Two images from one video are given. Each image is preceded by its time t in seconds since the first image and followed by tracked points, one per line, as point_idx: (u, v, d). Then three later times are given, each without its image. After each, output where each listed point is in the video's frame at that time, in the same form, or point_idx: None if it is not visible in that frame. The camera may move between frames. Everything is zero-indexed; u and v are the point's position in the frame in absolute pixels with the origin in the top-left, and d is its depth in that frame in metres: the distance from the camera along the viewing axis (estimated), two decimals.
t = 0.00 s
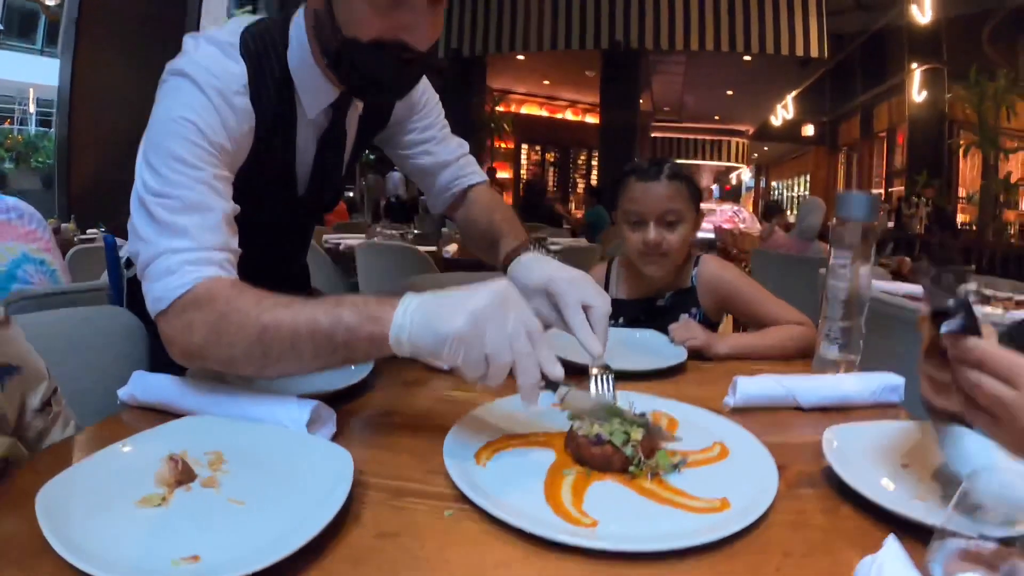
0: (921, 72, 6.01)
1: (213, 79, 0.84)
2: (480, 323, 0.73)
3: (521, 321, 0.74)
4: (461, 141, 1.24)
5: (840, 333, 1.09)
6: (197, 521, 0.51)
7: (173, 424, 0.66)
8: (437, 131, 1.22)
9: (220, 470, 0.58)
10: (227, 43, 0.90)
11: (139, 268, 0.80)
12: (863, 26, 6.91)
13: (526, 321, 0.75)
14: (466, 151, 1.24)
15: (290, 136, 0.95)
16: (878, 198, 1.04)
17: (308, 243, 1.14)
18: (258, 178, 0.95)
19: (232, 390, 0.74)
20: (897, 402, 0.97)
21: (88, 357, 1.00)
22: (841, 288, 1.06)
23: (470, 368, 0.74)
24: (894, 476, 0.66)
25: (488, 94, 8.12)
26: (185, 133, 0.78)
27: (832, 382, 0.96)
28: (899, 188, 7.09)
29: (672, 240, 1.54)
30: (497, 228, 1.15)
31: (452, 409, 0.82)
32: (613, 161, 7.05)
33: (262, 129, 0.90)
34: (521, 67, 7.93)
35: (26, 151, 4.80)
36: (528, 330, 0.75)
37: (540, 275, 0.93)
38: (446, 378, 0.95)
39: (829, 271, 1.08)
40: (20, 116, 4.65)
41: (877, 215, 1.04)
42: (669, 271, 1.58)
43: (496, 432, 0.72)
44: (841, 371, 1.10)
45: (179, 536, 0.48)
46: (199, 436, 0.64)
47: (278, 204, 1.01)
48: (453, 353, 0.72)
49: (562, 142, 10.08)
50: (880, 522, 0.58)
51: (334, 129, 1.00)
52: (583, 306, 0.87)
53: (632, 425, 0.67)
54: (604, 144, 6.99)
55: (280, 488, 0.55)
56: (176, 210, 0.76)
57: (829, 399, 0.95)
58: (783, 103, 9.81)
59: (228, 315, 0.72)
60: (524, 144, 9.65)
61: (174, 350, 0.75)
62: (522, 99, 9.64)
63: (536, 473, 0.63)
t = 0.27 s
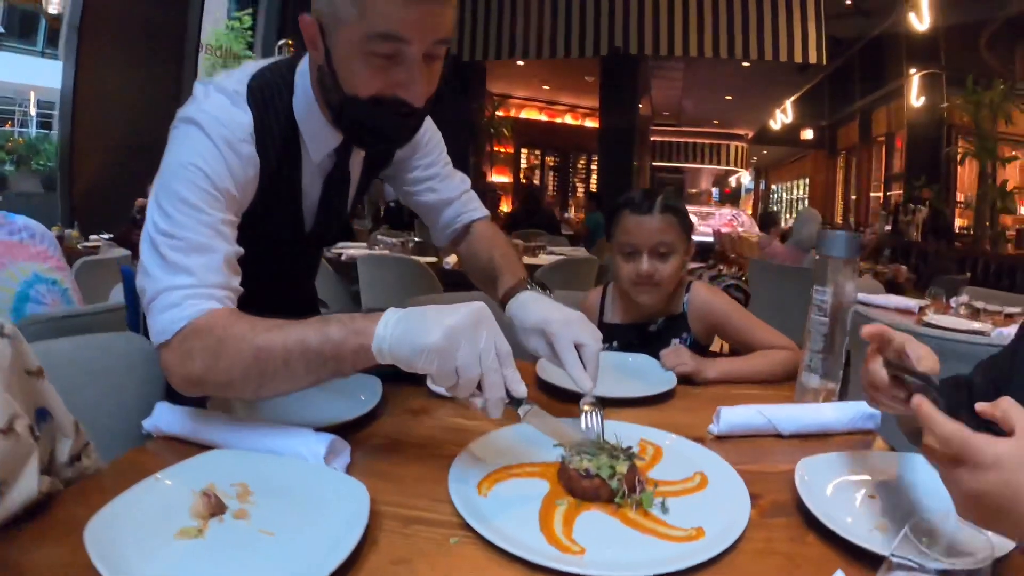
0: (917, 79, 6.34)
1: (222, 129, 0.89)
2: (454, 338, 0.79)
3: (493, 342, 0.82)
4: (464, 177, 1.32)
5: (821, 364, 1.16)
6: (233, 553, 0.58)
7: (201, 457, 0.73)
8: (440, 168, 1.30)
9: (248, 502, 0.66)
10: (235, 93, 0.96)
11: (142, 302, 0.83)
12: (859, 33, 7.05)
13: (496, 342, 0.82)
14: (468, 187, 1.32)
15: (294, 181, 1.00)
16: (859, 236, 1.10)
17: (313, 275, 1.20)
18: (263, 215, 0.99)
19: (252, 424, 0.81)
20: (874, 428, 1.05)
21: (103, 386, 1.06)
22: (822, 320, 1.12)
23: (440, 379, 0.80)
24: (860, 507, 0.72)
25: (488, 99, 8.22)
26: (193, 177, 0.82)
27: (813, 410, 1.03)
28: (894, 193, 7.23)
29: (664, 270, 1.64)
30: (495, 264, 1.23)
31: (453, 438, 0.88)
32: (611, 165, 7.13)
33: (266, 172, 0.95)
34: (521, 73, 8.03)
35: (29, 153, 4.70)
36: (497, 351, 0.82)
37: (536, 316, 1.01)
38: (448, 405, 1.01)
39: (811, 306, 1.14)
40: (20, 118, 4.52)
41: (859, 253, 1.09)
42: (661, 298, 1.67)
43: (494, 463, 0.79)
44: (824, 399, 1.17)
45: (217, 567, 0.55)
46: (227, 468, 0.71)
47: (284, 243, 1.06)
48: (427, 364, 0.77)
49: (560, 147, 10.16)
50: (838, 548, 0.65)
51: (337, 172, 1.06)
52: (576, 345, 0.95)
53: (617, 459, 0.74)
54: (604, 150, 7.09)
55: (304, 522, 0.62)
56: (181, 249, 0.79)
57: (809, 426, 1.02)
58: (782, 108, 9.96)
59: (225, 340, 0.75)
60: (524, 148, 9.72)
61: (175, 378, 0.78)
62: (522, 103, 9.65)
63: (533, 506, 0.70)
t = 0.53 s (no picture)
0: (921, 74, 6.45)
1: (235, 151, 0.93)
2: (465, 345, 0.84)
3: (499, 349, 0.86)
4: (466, 192, 1.38)
5: (808, 371, 1.20)
6: (258, 553, 0.64)
7: (225, 465, 0.80)
8: (441, 183, 1.35)
9: (270, 506, 0.72)
10: (246, 116, 1.01)
11: (165, 314, 0.88)
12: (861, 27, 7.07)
13: (503, 351, 0.87)
14: (470, 200, 1.38)
15: (305, 200, 1.06)
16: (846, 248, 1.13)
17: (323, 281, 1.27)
18: (279, 235, 1.07)
19: (271, 433, 0.88)
20: (858, 433, 1.10)
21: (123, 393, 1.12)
22: (809, 331, 1.14)
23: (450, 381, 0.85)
24: (837, 511, 0.78)
25: (490, 96, 8.26)
26: (210, 199, 0.87)
27: (798, 416, 1.08)
28: (897, 187, 7.27)
29: (659, 278, 1.70)
30: (497, 271, 1.29)
31: (457, 442, 0.94)
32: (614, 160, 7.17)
33: (278, 191, 1.00)
34: (523, 69, 8.06)
35: (32, 151, 4.62)
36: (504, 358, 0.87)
37: (533, 323, 1.07)
38: (452, 410, 1.07)
39: (798, 318, 1.16)
40: (23, 117, 4.42)
41: (844, 266, 1.11)
42: (656, 304, 1.73)
43: (494, 466, 0.85)
44: (813, 405, 1.22)
45: (246, 566, 0.62)
46: (250, 476, 0.78)
47: (296, 255, 1.13)
48: (438, 368, 0.83)
49: (563, 142, 10.23)
50: (811, 547, 0.71)
51: (345, 189, 1.12)
52: (571, 348, 1.01)
53: (609, 465, 0.80)
54: (606, 145, 7.13)
55: (320, 525, 0.68)
56: (199, 266, 0.84)
57: (793, 432, 1.07)
58: (784, 102, 9.99)
59: (245, 350, 0.81)
60: (527, 143, 9.79)
61: (196, 389, 0.84)
62: (524, 98, 9.71)
63: (531, 507, 0.76)
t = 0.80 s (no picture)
0: (923, 67, 6.46)
1: (244, 172, 0.97)
2: (474, 363, 0.88)
3: (506, 366, 0.91)
4: (465, 196, 1.42)
5: (798, 372, 1.22)
6: (271, 550, 0.68)
7: (239, 466, 0.84)
8: (441, 189, 1.39)
9: (281, 506, 0.76)
10: (252, 134, 1.04)
11: (186, 332, 0.92)
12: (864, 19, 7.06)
13: (510, 366, 0.91)
14: (469, 204, 1.43)
15: (310, 212, 1.10)
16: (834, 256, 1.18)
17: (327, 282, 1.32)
18: (287, 245, 1.12)
19: (280, 436, 0.92)
20: (845, 434, 1.11)
21: (136, 394, 1.17)
22: (799, 334, 1.18)
23: (462, 396, 0.90)
24: (820, 511, 0.82)
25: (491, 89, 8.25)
26: (224, 221, 0.91)
27: (786, 418, 1.10)
28: (898, 180, 7.30)
29: (653, 281, 1.74)
30: (493, 274, 1.33)
31: (458, 443, 0.98)
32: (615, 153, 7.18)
33: (286, 206, 1.05)
34: (525, 61, 8.07)
35: (33, 148, 4.55)
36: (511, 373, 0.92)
37: (528, 327, 1.12)
38: (453, 410, 1.11)
39: (788, 322, 1.19)
40: (25, 113, 4.36)
41: (832, 274, 1.16)
42: (651, 305, 1.76)
43: (495, 466, 0.89)
44: (803, 406, 1.24)
45: (260, 563, 0.66)
46: (263, 477, 0.82)
47: (301, 261, 1.17)
48: (451, 384, 0.88)
49: (564, 135, 10.26)
50: (790, 544, 0.75)
51: (348, 200, 1.17)
52: (563, 353, 1.06)
53: (602, 466, 0.84)
54: (608, 138, 7.14)
55: (329, 524, 0.73)
56: (217, 285, 0.88)
57: (780, 432, 1.09)
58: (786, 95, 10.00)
59: (268, 367, 0.85)
60: (528, 136, 9.83)
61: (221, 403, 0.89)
62: (526, 91, 9.72)
63: (527, 505, 0.80)
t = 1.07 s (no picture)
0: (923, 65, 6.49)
1: (252, 186, 1.00)
2: (487, 384, 0.92)
3: (517, 386, 0.94)
4: (462, 205, 1.47)
5: (787, 376, 1.25)
6: (279, 547, 0.72)
7: (246, 467, 0.88)
8: (439, 197, 1.42)
9: (288, 505, 0.80)
10: (257, 148, 1.07)
11: (204, 344, 0.96)
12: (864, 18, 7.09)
13: (520, 387, 0.94)
14: (465, 213, 1.48)
15: (314, 222, 1.14)
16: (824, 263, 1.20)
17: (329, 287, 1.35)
18: (293, 254, 1.16)
19: (286, 437, 0.96)
20: (833, 436, 1.14)
21: (143, 395, 1.20)
22: (788, 340, 1.21)
23: (476, 415, 0.93)
24: (803, 511, 0.86)
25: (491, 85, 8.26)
26: (235, 235, 0.94)
27: (776, 421, 1.12)
28: (897, 178, 7.34)
29: (648, 282, 1.77)
30: (490, 284, 1.40)
31: (457, 444, 1.02)
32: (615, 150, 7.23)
33: (293, 218, 1.08)
34: (525, 57, 8.08)
35: (33, 142, 4.55)
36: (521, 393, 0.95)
37: (523, 336, 1.19)
38: (452, 412, 1.15)
39: (777, 328, 1.22)
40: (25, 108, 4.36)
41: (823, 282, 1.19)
42: (646, 307, 1.80)
43: (495, 467, 0.93)
44: (792, 409, 1.27)
45: (269, 559, 0.70)
46: (270, 477, 0.86)
47: (306, 268, 1.21)
48: (464, 405, 0.92)
49: (564, 131, 10.29)
50: (771, 543, 0.79)
51: (351, 209, 1.20)
52: (557, 362, 1.14)
53: (595, 467, 0.88)
54: (608, 135, 7.16)
55: (334, 522, 0.77)
56: (231, 297, 0.92)
57: (769, 434, 1.11)
58: (786, 92, 10.03)
59: (287, 380, 0.89)
60: (528, 132, 9.86)
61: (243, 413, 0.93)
62: (525, 87, 9.74)
63: (523, 505, 0.84)
